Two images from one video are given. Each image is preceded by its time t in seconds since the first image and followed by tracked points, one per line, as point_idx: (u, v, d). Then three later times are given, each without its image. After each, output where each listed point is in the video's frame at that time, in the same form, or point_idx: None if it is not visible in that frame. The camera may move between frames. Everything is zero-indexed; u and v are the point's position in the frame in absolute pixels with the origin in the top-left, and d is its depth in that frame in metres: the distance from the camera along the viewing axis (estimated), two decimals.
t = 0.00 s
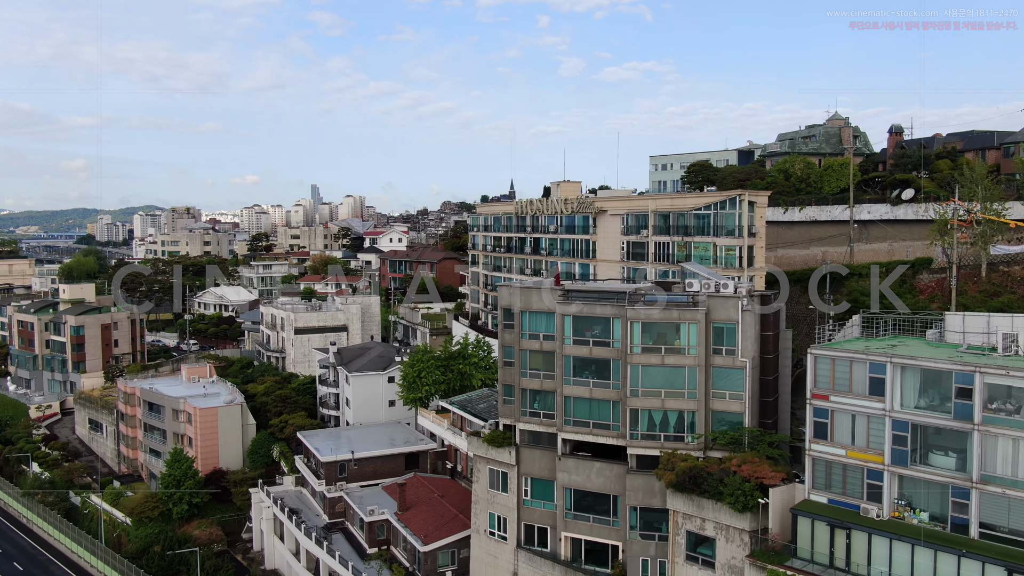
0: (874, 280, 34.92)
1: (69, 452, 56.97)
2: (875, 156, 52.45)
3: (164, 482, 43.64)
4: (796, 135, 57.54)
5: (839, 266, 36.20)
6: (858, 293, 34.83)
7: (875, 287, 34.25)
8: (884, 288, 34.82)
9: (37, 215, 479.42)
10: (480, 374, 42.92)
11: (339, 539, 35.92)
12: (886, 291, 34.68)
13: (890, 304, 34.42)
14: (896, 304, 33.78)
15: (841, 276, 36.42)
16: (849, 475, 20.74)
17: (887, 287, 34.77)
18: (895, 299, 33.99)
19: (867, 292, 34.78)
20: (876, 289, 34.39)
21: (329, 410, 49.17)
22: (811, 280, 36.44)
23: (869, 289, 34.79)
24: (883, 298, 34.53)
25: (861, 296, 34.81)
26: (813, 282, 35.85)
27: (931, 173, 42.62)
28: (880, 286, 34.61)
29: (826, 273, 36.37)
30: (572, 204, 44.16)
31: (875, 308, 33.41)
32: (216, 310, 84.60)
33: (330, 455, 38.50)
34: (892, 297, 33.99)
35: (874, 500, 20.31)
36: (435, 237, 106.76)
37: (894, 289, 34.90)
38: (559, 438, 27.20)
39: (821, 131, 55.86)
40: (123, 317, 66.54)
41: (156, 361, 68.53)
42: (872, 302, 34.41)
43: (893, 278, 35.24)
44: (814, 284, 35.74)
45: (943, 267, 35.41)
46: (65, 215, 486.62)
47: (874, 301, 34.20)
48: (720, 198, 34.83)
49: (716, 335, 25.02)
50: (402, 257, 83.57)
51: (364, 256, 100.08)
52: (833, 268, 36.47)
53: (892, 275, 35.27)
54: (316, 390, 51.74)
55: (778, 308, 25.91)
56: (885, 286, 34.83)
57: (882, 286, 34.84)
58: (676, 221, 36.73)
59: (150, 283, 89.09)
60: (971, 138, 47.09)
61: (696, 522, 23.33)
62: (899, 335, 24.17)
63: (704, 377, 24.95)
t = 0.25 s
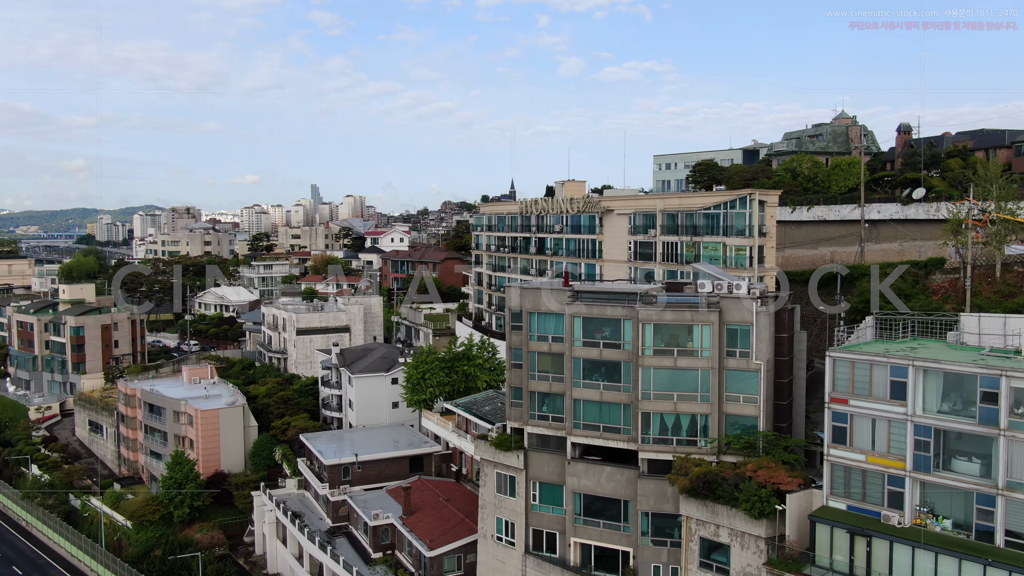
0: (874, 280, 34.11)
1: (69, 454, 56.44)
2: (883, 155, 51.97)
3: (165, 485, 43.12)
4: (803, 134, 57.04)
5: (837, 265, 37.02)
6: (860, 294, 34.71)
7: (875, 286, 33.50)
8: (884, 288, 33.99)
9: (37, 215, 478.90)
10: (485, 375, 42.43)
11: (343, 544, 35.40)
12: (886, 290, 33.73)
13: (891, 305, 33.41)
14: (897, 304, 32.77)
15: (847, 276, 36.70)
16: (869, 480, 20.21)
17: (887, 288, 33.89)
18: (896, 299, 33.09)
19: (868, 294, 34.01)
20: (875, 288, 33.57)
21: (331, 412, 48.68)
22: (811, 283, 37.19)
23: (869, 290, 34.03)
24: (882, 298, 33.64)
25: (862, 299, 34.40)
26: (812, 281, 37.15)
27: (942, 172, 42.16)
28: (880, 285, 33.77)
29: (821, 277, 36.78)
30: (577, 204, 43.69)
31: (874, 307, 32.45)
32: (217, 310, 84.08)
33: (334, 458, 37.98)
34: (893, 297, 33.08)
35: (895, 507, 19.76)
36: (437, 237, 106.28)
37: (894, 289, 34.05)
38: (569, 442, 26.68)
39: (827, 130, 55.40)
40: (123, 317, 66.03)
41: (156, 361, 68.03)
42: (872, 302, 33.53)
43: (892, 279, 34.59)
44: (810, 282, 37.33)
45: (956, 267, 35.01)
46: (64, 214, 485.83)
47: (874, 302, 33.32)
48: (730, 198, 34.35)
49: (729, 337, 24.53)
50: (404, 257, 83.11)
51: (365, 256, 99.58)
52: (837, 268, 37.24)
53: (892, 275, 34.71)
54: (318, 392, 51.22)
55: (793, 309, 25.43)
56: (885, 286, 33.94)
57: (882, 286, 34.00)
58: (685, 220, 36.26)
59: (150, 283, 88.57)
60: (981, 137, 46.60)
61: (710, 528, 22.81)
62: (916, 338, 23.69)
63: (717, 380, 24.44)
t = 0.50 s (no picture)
0: (874, 281, 33.78)
1: (68, 456, 55.86)
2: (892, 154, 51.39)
3: (165, 488, 42.53)
4: (810, 132, 56.45)
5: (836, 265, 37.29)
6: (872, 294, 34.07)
7: (874, 286, 33.27)
8: (884, 288, 33.50)
9: (36, 215, 478.40)
10: (490, 377, 41.83)
11: (347, 548, 34.79)
12: (886, 291, 33.31)
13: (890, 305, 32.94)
14: (898, 305, 32.47)
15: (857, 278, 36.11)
16: (893, 487, 19.61)
17: (887, 288, 33.46)
18: (896, 300, 32.66)
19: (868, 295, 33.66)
20: (874, 288, 33.32)
21: (334, 414, 48.08)
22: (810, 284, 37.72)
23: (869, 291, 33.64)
24: (883, 298, 33.24)
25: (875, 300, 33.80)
26: (813, 282, 37.43)
27: (954, 171, 41.62)
28: (879, 285, 33.42)
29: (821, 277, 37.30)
30: (584, 203, 43.11)
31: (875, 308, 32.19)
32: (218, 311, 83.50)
33: (337, 462, 37.38)
34: (892, 296, 32.73)
35: (919, 515, 19.15)
36: (439, 237, 105.67)
37: (894, 289, 33.55)
38: (579, 446, 26.07)
39: (835, 128, 54.81)
40: (123, 318, 65.46)
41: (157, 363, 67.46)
42: (871, 303, 33.37)
43: (892, 279, 34.17)
44: (811, 282, 37.76)
45: (971, 267, 34.45)
46: (64, 215, 485.42)
47: (874, 302, 32.97)
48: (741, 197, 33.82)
49: (745, 339, 23.93)
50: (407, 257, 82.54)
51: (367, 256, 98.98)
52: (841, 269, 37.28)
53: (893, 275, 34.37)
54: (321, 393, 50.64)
55: (810, 311, 24.85)
56: (885, 287, 33.53)
57: (883, 286, 33.54)
58: (694, 220, 35.71)
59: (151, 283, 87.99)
60: (992, 136, 46.02)
61: (726, 536, 22.19)
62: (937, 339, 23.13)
63: (733, 383, 23.84)
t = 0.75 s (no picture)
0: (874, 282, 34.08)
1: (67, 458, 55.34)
2: (900, 153, 50.90)
3: (166, 491, 42.03)
4: (817, 131, 55.95)
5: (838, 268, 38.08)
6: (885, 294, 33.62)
7: (874, 286, 33.66)
8: (884, 288, 33.64)
9: (36, 215, 477.69)
10: (494, 378, 41.34)
11: (350, 552, 34.28)
12: (886, 291, 33.56)
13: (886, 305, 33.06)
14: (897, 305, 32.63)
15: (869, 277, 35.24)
16: (913, 494, 19.08)
17: (887, 288, 33.64)
18: (895, 299, 32.86)
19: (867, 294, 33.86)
20: (873, 287, 33.80)
21: (337, 415, 47.59)
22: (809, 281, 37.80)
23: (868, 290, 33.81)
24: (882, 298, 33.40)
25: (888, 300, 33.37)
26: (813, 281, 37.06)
27: (965, 170, 41.13)
28: (880, 285, 33.75)
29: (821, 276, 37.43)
30: (589, 202, 42.57)
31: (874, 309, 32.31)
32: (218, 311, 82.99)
33: (340, 465, 36.86)
34: (890, 296, 33.01)
35: (941, 522, 18.61)
36: (441, 237, 105.11)
37: (894, 290, 33.62)
38: (588, 450, 25.55)
39: (842, 127, 54.32)
40: (123, 319, 64.94)
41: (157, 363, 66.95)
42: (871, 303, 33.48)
43: (891, 279, 34.09)
44: (813, 281, 37.20)
45: (984, 267, 33.60)
46: (63, 214, 484.73)
47: (873, 302, 33.15)
48: (751, 196, 33.33)
49: (758, 341, 23.42)
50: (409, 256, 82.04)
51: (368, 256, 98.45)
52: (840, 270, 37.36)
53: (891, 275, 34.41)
54: (323, 395, 50.11)
55: (823, 313, 24.40)
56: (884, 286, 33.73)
57: (882, 287, 33.72)
58: (703, 219, 35.20)
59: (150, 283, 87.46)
60: (1002, 134, 45.48)
61: (740, 542, 21.68)
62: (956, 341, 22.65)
63: (746, 386, 23.33)
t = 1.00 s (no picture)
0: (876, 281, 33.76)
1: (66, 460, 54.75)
2: (909, 152, 50.33)
3: (166, 495, 41.45)
4: (824, 130, 55.40)
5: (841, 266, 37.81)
6: (899, 295, 32.97)
7: (875, 285, 33.29)
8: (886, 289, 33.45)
9: (36, 215, 477.01)
10: (499, 380, 40.75)
11: (354, 557, 33.68)
12: (887, 292, 33.40)
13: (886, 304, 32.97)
14: (897, 305, 32.35)
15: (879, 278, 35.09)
16: (938, 501, 18.48)
17: (889, 290, 33.40)
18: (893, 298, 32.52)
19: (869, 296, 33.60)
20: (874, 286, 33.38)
21: (339, 417, 47.00)
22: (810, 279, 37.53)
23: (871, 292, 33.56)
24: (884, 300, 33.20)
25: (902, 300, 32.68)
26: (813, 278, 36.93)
27: (978, 169, 40.54)
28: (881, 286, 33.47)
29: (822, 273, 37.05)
30: (595, 202, 41.97)
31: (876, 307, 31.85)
32: (219, 311, 82.40)
33: (343, 468, 36.27)
34: (891, 295, 32.80)
35: (967, 531, 17.99)
36: (442, 237, 104.52)
37: (902, 290, 33.08)
38: (599, 454, 24.93)
39: (850, 126, 53.75)
40: (123, 319, 64.35)
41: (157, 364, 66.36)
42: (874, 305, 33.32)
43: (894, 280, 33.94)
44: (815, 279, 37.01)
45: (1000, 268, 33.04)
46: (63, 214, 484.18)
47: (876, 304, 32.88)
48: (762, 195, 32.75)
49: (774, 344, 22.83)
50: (411, 256, 81.44)
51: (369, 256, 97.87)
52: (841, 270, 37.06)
53: (893, 276, 34.14)
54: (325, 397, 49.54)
55: (841, 314, 23.82)
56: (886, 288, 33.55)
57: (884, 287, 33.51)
58: (713, 219, 34.63)
59: (150, 283, 86.86)
60: (1014, 133, 44.90)
61: (756, 550, 21.09)
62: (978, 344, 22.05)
63: (762, 390, 22.73)
